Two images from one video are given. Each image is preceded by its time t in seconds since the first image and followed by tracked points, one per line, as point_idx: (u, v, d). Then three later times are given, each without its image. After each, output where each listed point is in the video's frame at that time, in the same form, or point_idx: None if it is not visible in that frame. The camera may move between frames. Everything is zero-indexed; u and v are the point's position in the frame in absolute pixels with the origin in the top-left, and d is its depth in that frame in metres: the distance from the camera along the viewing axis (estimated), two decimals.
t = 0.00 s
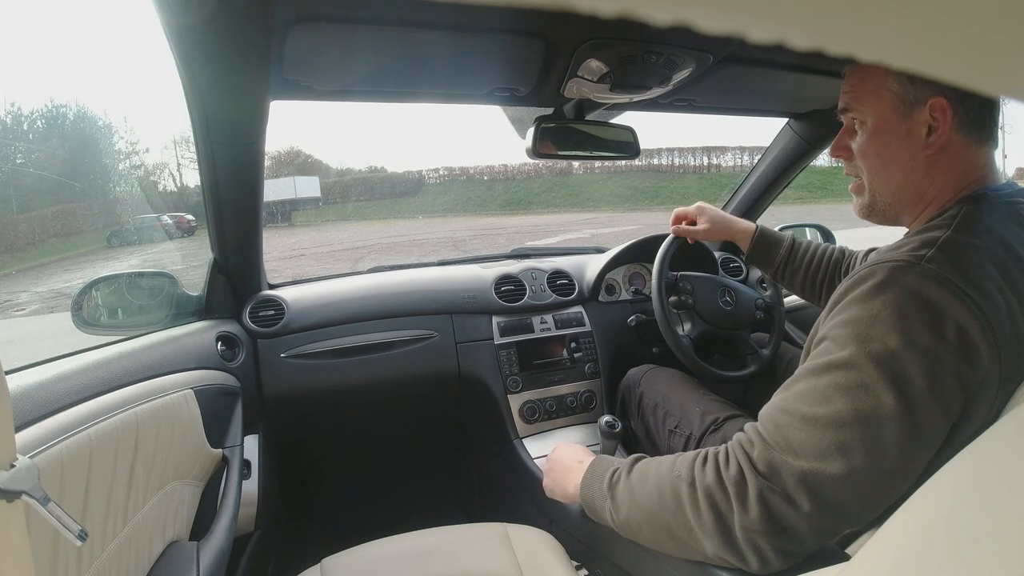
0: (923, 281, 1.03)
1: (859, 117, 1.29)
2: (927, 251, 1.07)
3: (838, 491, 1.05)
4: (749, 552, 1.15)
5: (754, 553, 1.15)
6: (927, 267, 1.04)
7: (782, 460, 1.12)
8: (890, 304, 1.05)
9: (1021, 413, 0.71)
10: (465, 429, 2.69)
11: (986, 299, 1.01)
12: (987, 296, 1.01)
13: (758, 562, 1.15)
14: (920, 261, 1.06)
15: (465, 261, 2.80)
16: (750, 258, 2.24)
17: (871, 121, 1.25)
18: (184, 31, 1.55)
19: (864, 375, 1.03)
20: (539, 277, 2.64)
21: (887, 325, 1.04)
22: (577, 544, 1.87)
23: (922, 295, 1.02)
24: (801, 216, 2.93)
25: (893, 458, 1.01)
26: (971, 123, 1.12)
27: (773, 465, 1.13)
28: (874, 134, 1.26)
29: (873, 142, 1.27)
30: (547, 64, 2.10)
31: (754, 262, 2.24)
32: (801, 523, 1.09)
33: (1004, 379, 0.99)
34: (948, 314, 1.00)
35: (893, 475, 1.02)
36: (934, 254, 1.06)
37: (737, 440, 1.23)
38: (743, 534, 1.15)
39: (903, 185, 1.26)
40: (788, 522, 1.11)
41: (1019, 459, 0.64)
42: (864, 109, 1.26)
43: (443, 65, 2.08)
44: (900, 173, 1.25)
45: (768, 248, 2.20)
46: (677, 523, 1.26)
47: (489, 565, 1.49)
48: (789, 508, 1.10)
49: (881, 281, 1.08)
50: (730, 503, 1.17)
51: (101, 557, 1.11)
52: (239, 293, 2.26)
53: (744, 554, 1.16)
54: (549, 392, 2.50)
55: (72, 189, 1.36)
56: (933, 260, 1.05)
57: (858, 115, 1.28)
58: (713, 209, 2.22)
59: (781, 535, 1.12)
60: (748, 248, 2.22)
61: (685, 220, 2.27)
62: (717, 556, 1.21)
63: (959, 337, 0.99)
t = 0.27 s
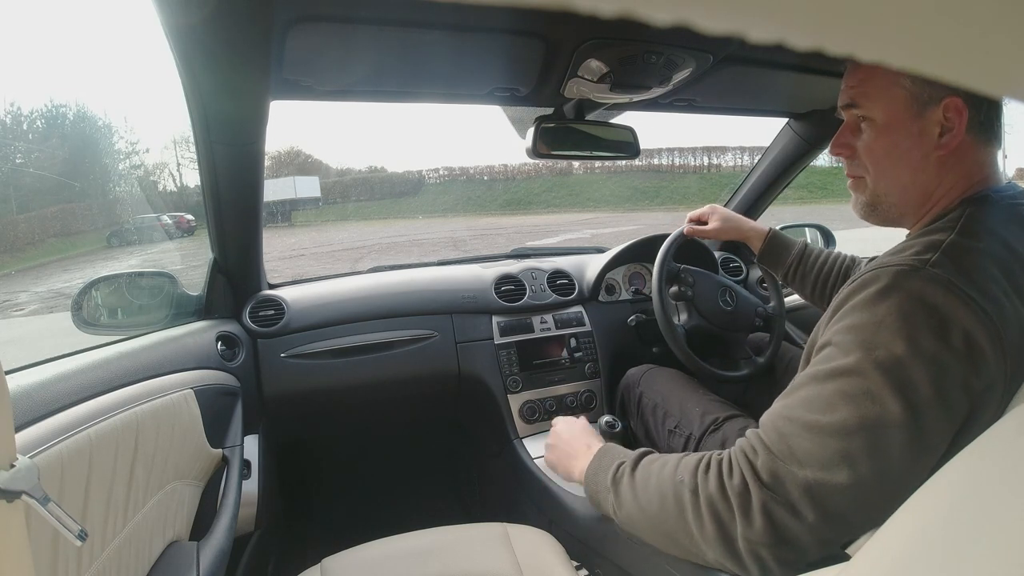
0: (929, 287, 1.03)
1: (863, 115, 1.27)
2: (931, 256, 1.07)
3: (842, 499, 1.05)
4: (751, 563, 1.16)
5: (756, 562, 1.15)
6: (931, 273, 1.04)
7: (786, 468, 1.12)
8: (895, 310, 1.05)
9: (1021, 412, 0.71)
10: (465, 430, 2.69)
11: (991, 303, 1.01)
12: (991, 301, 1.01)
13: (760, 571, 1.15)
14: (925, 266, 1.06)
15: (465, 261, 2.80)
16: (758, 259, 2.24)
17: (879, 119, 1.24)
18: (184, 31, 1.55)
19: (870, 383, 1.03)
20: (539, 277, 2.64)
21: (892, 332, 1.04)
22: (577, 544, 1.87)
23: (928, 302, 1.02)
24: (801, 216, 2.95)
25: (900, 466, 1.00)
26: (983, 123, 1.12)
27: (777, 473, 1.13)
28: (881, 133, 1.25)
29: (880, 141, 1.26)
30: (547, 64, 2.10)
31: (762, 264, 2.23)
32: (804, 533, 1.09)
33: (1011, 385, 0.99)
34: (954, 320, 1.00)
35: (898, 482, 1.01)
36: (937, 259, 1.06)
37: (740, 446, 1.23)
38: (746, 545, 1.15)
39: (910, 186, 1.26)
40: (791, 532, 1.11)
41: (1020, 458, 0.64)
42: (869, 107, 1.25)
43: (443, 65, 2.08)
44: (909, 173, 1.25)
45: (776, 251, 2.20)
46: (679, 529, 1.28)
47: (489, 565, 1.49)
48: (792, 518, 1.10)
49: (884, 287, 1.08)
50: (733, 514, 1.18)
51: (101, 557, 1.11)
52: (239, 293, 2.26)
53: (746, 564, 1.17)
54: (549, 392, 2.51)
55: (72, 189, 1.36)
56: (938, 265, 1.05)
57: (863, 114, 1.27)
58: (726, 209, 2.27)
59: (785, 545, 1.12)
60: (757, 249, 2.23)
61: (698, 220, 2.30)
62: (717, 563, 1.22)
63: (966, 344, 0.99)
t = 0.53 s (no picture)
0: (928, 287, 1.03)
1: (858, 116, 1.27)
2: (931, 257, 1.07)
3: (830, 495, 1.05)
4: (737, 551, 1.17)
5: (742, 550, 1.17)
6: (931, 274, 1.04)
7: (777, 461, 1.12)
8: (893, 309, 1.05)
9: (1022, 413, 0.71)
10: (465, 430, 2.69)
11: (990, 307, 1.01)
12: (991, 305, 1.01)
13: (746, 560, 1.17)
14: (924, 266, 1.06)
15: (465, 260, 2.80)
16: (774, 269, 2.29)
17: (873, 121, 1.23)
18: (184, 32, 1.55)
19: (864, 381, 1.03)
20: (539, 277, 2.64)
21: (888, 331, 1.04)
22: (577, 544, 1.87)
23: (926, 302, 1.02)
24: (800, 216, 2.94)
25: (889, 465, 1.00)
26: (978, 123, 1.12)
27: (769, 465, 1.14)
28: (875, 135, 1.24)
29: (874, 143, 1.25)
30: (547, 64, 2.10)
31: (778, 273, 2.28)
32: (790, 526, 1.10)
33: (1005, 388, 0.99)
34: (951, 321, 1.00)
35: (887, 481, 1.01)
36: (936, 260, 1.06)
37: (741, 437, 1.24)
38: (733, 533, 1.17)
39: (905, 188, 1.25)
40: (778, 525, 1.11)
41: (1020, 458, 0.64)
42: (864, 109, 1.25)
43: (443, 65, 2.08)
44: (904, 174, 1.24)
45: (793, 261, 2.25)
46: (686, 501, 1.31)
47: (489, 565, 1.49)
48: (779, 510, 1.11)
49: (884, 285, 1.08)
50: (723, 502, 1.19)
51: (101, 556, 1.11)
52: (239, 292, 2.26)
53: (732, 551, 1.18)
54: (549, 392, 2.51)
55: (71, 188, 1.36)
56: (937, 266, 1.05)
57: (857, 116, 1.27)
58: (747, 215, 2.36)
59: (771, 537, 1.13)
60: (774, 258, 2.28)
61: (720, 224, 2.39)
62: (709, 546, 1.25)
63: (962, 346, 0.98)
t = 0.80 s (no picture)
0: (898, 285, 1.07)
1: (847, 122, 1.30)
2: (910, 255, 1.10)
3: (777, 465, 1.15)
4: (703, 503, 1.31)
5: (705, 503, 1.31)
6: (902, 273, 1.08)
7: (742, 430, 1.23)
8: (863, 302, 1.10)
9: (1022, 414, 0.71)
10: (465, 430, 2.70)
11: (961, 310, 1.03)
12: (963, 308, 1.03)
13: (709, 513, 1.30)
14: (899, 264, 1.09)
15: (465, 260, 2.80)
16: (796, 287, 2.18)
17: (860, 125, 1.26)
18: (184, 32, 1.55)
19: (823, 366, 1.11)
20: (539, 277, 2.64)
21: (854, 322, 1.10)
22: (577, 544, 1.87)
23: (893, 299, 1.06)
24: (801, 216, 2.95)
25: (833, 446, 1.07)
26: (963, 122, 1.12)
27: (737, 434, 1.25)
28: (863, 139, 1.27)
29: (862, 146, 1.28)
30: (547, 64, 2.10)
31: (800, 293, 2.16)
32: (742, 489, 1.21)
33: (968, 389, 1.02)
34: (914, 319, 1.04)
35: (832, 462, 1.08)
36: (913, 258, 1.09)
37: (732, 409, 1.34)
38: (699, 486, 1.32)
39: (894, 190, 1.26)
40: (734, 487, 1.23)
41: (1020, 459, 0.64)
42: (847, 117, 1.29)
43: (443, 65, 2.08)
44: (892, 175, 1.25)
45: (817, 278, 2.15)
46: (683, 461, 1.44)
47: (488, 565, 1.49)
48: (734, 473, 1.22)
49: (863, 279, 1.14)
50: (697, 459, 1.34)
51: (101, 556, 1.11)
52: (239, 292, 2.26)
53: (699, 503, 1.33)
54: (549, 392, 2.51)
55: (70, 188, 1.36)
56: (912, 265, 1.08)
57: (845, 122, 1.29)
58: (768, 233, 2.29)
59: (728, 497, 1.25)
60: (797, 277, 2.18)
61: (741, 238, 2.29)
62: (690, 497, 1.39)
63: (921, 344, 1.02)
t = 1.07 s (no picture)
0: (879, 281, 1.10)
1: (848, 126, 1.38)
2: (894, 252, 1.13)
3: (761, 452, 1.20)
4: (701, 486, 1.38)
5: (703, 485, 1.37)
6: (883, 270, 1.11)
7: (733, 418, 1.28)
8: (846, 298, 1.13)
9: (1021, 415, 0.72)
10: (465, 429, 2.70)
11: (939, 307, 1.06)
12: (941, 306, 1.06)
13: (706, 496, 1.37)
14: (883, 261, 1.12)
15: (465, 260, 2.80)
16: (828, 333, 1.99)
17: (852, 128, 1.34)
18: (182, 32, 1.55)
19: (805, 359, 1.15)
20: (539, 277, 2.63)
21: (836, 317, 1.13)
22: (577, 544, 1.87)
23: (873, 296, 1.10)
24: (802, 217, 3.02)
25: (812, 435, 1.12)
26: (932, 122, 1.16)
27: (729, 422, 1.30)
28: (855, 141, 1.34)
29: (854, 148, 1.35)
30: (547, 64, 2.10)
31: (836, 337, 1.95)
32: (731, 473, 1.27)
33: (943, 384, 1.05)
34: (891, 315, 1.07)
35: (810, 451, 1.13)
36: (896, 254, 1.12)
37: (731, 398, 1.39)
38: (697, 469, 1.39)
39: (884, 192, 1.29)
40: (725, 471, 1.29)
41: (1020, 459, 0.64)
42: (851, 129, 1.36)
43: (442, 65, 2.08)
44: (875, 175, 1.30)
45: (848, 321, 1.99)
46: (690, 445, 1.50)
47: (489, 565, 1.49)
48: (725, 458, 1.28)
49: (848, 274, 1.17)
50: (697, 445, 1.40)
51: (101, 556, 1.11)
52: (239, 292, 2.26)
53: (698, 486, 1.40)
54: (549, 392, 2.52)
55: (70, 188, 1.36)
56: (895, 262, 1.11)
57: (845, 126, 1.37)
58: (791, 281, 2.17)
59: (720, 481, 1.31)
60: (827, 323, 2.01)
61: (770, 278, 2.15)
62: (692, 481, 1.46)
63: (896, 338, 1.06)
